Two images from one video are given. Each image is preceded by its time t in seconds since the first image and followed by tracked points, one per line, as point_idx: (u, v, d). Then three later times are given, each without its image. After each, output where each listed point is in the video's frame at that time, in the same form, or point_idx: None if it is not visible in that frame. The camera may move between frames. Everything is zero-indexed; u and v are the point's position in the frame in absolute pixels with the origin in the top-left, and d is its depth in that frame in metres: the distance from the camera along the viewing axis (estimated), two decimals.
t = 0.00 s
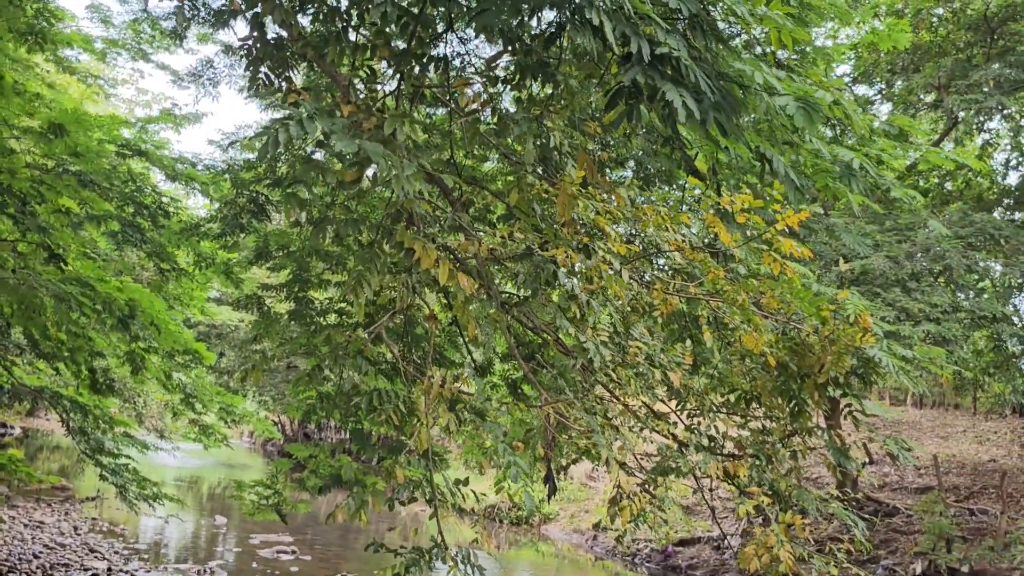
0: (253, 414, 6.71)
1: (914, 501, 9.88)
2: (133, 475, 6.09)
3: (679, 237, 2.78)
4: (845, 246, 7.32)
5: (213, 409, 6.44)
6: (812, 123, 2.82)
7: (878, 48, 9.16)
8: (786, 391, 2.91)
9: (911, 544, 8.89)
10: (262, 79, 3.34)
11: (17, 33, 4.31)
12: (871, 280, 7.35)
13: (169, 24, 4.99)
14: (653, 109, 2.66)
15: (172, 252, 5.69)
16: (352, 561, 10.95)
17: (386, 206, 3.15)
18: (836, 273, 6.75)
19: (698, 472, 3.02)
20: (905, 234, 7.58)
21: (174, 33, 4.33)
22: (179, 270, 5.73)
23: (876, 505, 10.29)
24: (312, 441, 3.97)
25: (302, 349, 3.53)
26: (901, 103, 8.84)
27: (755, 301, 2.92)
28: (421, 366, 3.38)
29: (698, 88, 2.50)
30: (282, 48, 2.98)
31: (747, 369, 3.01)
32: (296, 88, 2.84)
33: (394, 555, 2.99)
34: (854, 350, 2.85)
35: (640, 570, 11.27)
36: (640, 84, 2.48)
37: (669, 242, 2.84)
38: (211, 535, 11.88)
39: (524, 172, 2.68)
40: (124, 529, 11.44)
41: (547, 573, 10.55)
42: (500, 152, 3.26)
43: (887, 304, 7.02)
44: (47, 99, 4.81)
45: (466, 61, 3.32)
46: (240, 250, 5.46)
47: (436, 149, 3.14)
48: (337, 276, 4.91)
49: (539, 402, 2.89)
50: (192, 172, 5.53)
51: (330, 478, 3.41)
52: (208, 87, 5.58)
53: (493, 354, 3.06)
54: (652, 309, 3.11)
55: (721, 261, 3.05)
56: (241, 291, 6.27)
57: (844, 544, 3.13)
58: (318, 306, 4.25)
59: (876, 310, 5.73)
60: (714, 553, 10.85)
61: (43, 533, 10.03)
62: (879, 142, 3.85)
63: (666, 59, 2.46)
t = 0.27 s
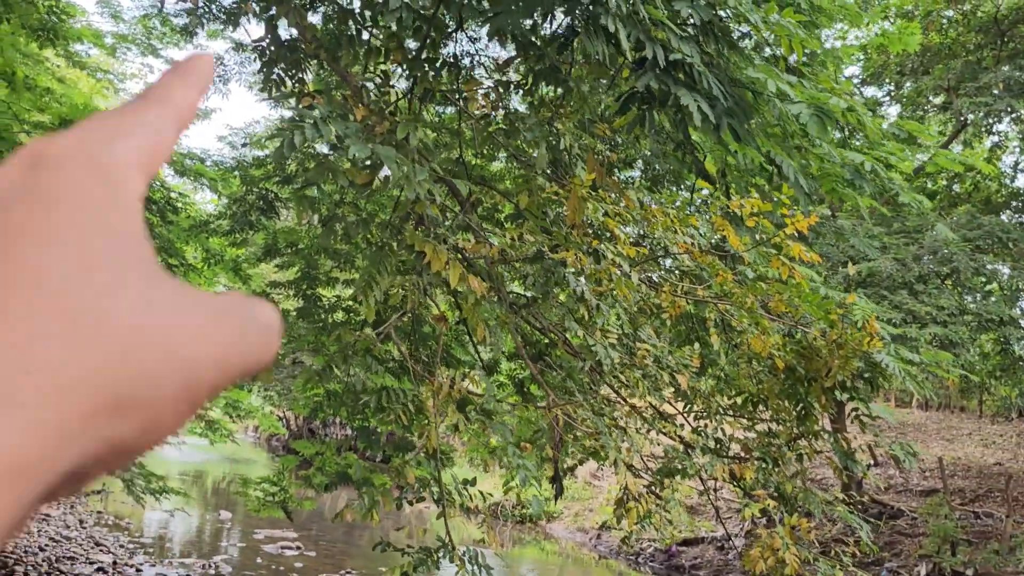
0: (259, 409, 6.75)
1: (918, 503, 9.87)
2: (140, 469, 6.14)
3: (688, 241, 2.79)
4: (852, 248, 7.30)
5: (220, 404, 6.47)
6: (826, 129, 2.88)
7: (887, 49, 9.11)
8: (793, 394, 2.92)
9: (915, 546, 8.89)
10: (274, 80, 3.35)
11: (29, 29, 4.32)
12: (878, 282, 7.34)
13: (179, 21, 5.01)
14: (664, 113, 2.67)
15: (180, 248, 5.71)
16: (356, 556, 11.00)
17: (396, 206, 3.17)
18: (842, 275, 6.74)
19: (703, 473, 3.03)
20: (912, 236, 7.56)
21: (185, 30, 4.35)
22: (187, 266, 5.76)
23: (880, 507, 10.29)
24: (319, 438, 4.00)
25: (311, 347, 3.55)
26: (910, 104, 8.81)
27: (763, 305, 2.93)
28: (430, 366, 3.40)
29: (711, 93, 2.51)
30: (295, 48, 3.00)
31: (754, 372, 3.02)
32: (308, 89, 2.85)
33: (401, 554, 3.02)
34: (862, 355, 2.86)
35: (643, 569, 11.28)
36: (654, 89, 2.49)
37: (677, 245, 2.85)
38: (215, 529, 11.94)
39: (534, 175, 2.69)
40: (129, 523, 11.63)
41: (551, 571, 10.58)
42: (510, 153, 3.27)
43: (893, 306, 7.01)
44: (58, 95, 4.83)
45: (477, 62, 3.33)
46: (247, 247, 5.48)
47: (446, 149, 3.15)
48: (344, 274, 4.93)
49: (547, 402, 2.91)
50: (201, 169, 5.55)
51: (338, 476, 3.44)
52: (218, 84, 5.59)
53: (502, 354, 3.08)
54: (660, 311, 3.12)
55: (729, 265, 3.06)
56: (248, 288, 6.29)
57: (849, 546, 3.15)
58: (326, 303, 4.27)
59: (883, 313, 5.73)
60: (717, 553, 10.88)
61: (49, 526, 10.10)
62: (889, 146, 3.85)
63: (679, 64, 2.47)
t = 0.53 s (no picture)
0: (263, 405, 6.75)
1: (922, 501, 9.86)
2: (145, 464, 6.15)
3: (696, 237, 2.79)
4: (856, 246, 7.28)
5: (224, 399, 6.48)
6: (836, 126, 3.00)
7: (892, 45, 9.07)
8: (800, 392, 2.92)
9: (919, 544, 8.88)
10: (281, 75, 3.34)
11: (34, 24, 4.31)
12: (883, 279, 7.32)
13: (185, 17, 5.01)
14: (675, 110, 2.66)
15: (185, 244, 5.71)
16: (359, 552, 11.02)
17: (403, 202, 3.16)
18: (847, 272, 6.72)
19: (710, 471, 3.02)
20: (917, 234, 7.55)
21: (190, 25, 4.34)
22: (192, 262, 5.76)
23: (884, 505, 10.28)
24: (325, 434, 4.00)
25: (317, 343, 3.55)
26: (915, 102, 8.79)
27: (770, 302, 2.92)
28: (436, 362, 3.39)
29: (724, 91, 2.51)
30: (303, 43, 2.99)
31: (761, 369, 3.01)
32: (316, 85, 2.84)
33: (407, 550, 3.02)
34: (870, 352, 2.85)
35: (646, 566, 11.29)
36: (666, 86, 2.48)
37: (685, 242, 2.85)
38: (218, 524, 11.98)
39: (543, 171, 2.69)
40: (132, 518, 11.75)
41: (553, 568, 10.59)
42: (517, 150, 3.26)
43: (897, 304, 7.00)
44: (63, 90, 4.82)
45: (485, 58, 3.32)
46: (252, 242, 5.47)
47: (453, 145, 3.14)
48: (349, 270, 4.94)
49: (554, 399, 2.91)
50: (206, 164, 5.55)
51: (343, 471, 3.44)
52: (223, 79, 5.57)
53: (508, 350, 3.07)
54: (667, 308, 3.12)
55: (736, 262, 3.05)
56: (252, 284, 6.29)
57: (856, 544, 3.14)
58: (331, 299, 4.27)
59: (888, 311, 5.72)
60: (720, 550, 10.90)
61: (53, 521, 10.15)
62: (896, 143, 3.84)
63: (693, 61, 2.47)
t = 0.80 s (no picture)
0: (266, 402, 6.77)
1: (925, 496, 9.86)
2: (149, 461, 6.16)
3: (699, 234, 2.78)
4: (860, 241, 7.27)
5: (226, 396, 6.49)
6: (839, 128, 2.85)
7: (895, 40, 9.04)
8: (803, 388, 2.91)
9: (922, 539, 8.89)
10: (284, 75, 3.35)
11: (36, 22, 4.31)
12: (886, 274, 7.31)
13: (187, 14, 5.00)
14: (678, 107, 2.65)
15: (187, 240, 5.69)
16: (363, 549, 11.04)
17: (406, 200, 3.17)
18: (850, 268, 6.71)
19: (713, 467, 3.03)
20: (920, 229, 7.53)
21: (192, 22, 4.33)
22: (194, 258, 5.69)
23: (886, 500, 10.29)
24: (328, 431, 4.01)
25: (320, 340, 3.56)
26: (918, 96, 8.76)
27: (774, 299, 2.92)
28: (440, 360, 3.40)
29: (726, 88, 2.49)
30: (306, 41, 2.98)
31: (765, 366, 3.01)
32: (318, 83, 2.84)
33: (412, 547, 3.03)
34: (873, 349, 2.84)
35: (649, 562, 11.31)
36: (670, 84, 2.48)
37: (689, 238, 2.85)
38: (222, 521, 12.02)
39: (546, 169, 2.69)
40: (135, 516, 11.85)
41: (557, 564, 10.61)
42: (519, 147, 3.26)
43: (901, 299, 6.99)
44: (64, 88, 4.82)
45: (487, 55, 3.31)
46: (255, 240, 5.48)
47: (455, 142, 3.14)
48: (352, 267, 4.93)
49: (558, 396, 2.91)
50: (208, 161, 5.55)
51: (347, 469, 3.45)
52: (225, 77, 5.57)
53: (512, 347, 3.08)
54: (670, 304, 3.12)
55: (738, 259, 3.05)
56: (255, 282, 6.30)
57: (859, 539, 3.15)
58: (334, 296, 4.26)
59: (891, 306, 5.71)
60: (723, 546, 10.94)
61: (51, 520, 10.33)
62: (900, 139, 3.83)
63: (695, 58, 2.45)
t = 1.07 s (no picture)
0: (269, 400, 6.78)
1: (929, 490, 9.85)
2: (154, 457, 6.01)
3: (702, 229, 2.78)
4: (862, 235, 7.25)
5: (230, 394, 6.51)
6: (838, 124, 2.80)
7: (897, 33, 8.99)
8: (807, 382, 2.91)
9: (926, 533, 8.88)
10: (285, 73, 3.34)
11: (37, 21, 4.31)
12: (889, 268, 7.30)
13: (187, 11, 4.99)
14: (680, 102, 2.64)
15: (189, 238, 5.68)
16: (367, 545, 11.07)
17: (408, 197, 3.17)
18: (853, 262, 6.69)
19: (717, 462, 3.03)
20: (923, 223, 7.50)
21: (193, 20, 4.33)
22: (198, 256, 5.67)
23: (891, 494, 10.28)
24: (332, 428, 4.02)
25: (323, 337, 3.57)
26: (920, 90, 8.73)
27: (777, 294, 2.92)
28: (443, 357, 3.40)
29: (728, 83, 2.49)
30: (307, 38, 2.98)
31: (769, 360, 3.01)
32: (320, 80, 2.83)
33: (416, 544, 3.04)
34: (877, 343, 2.84)
35: (653, 557, 11.32)
36: (671, 79, 2.47)
37: (691, 233, 2.84)
38: (226, 519, 12.05)
39: (548, 164, 2.68)
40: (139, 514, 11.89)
41: (561, 560, 10.62)
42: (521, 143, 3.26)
43: (904, 293, 6.98)
44: (66, 87, 4.82)
45: (488, 51, 3.30)
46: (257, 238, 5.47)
47: (457, 139, 3.13)
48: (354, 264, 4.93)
49: (561, 392, 2.91)
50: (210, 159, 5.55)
51: (351, 466, 3.46)
52: (226, 75, 5.56)
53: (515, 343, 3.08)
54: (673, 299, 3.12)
55: (742, 253, 3.05)
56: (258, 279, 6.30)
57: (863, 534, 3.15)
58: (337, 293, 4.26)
59: (894, 301, 5.70)
60: (727, 541, 10.99)
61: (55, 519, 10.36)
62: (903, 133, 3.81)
63: (696, 53, 2.45)
